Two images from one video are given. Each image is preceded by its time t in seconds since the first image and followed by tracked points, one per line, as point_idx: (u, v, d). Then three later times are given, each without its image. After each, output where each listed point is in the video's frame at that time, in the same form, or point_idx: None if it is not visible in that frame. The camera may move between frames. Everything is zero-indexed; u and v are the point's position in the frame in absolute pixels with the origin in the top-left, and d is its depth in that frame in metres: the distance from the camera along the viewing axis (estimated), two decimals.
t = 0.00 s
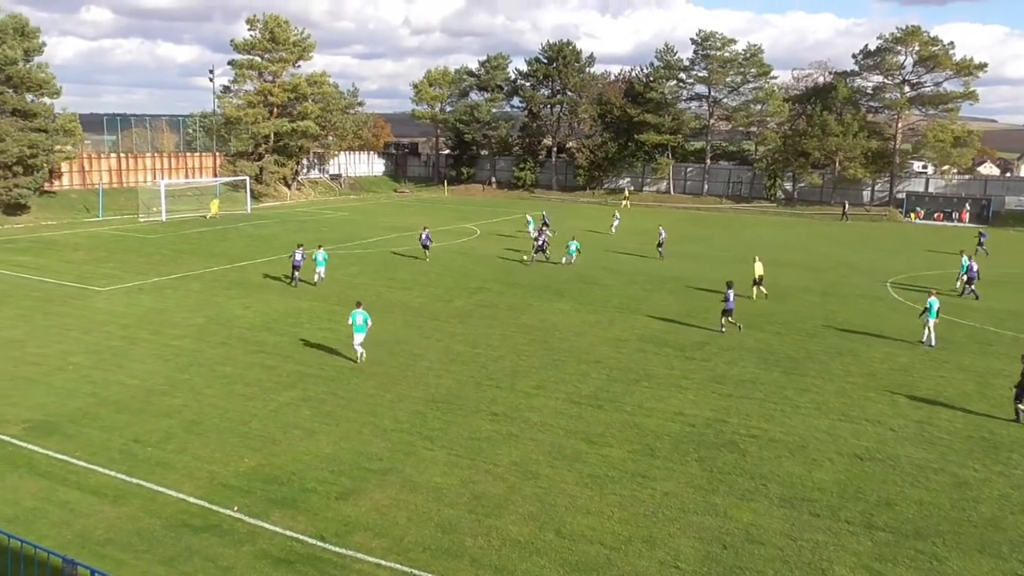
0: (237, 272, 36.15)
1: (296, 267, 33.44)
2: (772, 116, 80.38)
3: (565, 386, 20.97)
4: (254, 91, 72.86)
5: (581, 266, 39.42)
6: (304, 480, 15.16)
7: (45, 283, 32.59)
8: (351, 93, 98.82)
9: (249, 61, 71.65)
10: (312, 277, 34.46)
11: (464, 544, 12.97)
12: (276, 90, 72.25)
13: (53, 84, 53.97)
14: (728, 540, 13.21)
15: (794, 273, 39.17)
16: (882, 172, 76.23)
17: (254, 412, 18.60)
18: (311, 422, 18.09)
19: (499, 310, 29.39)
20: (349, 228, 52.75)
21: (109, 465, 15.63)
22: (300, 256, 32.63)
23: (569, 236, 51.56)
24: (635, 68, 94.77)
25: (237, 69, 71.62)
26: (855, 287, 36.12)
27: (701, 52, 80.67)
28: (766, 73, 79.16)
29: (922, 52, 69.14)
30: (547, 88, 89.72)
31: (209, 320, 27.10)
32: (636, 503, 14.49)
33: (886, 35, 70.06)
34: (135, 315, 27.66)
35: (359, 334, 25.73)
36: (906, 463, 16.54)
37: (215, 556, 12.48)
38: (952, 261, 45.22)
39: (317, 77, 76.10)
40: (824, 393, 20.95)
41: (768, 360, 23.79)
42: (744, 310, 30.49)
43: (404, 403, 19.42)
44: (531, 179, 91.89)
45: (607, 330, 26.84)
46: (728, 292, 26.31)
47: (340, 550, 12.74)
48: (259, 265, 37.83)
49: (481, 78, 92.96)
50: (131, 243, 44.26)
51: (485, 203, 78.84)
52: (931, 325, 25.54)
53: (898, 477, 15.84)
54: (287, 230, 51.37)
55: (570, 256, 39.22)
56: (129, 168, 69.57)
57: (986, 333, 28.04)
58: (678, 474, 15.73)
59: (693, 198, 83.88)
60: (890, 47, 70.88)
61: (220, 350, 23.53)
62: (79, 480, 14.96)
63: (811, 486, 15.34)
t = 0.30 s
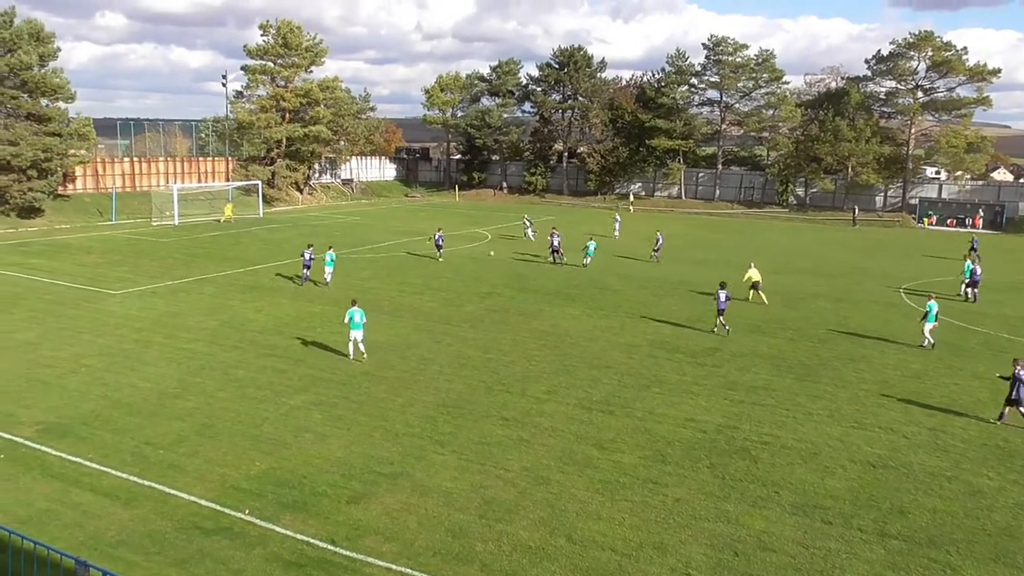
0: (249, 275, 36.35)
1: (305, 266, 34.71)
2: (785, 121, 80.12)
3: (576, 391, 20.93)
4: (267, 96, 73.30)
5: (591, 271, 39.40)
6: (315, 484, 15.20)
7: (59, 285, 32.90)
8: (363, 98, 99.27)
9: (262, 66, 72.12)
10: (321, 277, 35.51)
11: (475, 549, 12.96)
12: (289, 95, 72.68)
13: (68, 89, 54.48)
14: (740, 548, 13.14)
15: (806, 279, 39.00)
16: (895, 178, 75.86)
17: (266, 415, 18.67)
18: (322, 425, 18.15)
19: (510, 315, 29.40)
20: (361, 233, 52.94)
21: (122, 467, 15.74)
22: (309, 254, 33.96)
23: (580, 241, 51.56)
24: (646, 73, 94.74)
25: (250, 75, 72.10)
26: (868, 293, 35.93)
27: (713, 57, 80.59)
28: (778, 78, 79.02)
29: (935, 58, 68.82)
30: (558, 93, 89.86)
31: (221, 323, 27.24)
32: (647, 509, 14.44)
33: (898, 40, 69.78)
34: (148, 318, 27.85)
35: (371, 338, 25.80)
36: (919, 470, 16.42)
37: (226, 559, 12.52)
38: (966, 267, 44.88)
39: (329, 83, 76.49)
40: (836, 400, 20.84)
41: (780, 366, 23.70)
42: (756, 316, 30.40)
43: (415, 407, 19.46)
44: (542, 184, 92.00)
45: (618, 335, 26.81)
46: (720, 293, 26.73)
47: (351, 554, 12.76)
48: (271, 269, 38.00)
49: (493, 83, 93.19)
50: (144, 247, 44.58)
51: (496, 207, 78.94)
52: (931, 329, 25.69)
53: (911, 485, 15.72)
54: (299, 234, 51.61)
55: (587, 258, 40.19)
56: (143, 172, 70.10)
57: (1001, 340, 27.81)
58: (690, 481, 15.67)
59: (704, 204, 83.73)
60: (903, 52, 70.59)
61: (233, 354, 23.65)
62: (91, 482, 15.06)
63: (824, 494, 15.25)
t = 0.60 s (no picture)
0: (266, 280, 36.58)
1: (324, 267, 36.41)
2: (802, 126, 79.64)
3: (592, 397, 20.85)
4: (284, 102, 73.93)
5: (608, 277, 39.33)
6: (331, 488, 15.23)
7: (78, 289, 33.25)
8: (380, 104, 99.78)
9: (280, 73, 72.75)
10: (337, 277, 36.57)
11: (490, 555, 12.93)
12: (306, 101, 73.25)
13: (88, 95, 55.11)
14: (757, 556, 13.01)
15: (824, 285, 38.66)
16: (914, 184, 75.19)
17: (282, 419, 18.76)
18: (338, 430, 18.17)
19: (526, 320, 29.37)
20: (378, 238, 53.18)
21: (140, 470, 15.85)
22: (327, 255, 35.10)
23: (596, 246, 51.49)
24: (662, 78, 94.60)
25: (268, 81, 72.73)
26: (887, 300, 35.60)
27: (729, 62, 80.33)
28: (795, 82, 78.61)
29: (954, 62, 68.23)
30: (574, 98, 89.94)
31: (239, 328, 27.42)
32: (663, 517, 14.35)
33: (917, 44, 69.25)
34: (166, 322, 28.07)
35: (387, 343, 25.87)
36: (938, 479, 16.21)
37: (242, 562, 12.57)
38: (987, 274, 44.38)
39: (346, 88, 77.01)
40: (855, 407, 20.64)
41: (797, 373, 23.51)
42: (773, 322, 30.20)
43: (431, 412, 19.46)
44: (558, 190, 92.04)
45: (635, 341, 26.71)
46: (721, 294, 27.22)
47: (366, 559, 12.76)
48: (288, 274, 38.22)
49: (509, 89, 93.38)
50: (163, 251, 45.04)
51: (512, 213, 79.01)
52: (937, 333, 26.02)
53: (931, 494, 15.51)
54: (316, 239, 51.91)
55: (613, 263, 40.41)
56: (162, 177, 70.78)
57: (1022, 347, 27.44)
58: (706, 488, 15.55)
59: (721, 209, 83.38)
60: (922, 56, 70.02)
61: (250, 358, 23.79)
62: (110, 484, 15.18)
63: (842, 502, 15.09)
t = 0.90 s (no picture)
0: (286, 284, 36.80)
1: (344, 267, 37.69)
2: (823, 129, 78.94)
3: (611, 402, 20.72)
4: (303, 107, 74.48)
5: (626, 280, 39.19)
6: (350, 491, 15.26)
7: (101, 294, 33.63)
8: (398, 109, 100.21)
9: (299, 78, 73.29)
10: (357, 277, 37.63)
11: (508, 560, 12.87)
12: (325, 106, 73.74)
13: (110, 103, 55.86)
14: (778, 563, 12.86)
15: (846, 289, 38.27)
16: (937, 186, 74.32)
17: (302, 423, 18.83)
18: (357, 434, 18.22)
19: (545, 325, 29.31)
20: (397, 242, 53.37)
21: (161, 473, 15.97)
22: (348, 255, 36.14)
23: (614, 250, 51.33)
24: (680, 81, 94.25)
25: (287, 87, 73.30)
26: (911, 304, 35.16)
27: (749, 64, 79.86)
28: (815, 85, 78.07)
29: (977, 63, 67.39)
30: (592, 101, 89.85)
31: (259, 332, 27.58)
32: (683, 522, 14.23)
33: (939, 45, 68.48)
34: (187, 326, 28.31)
35: (406, 347, 25.93)
36: (963, 486, 15.95)
37: (262, 565, 12.61)
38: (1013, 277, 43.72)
39: (365, 94, 77.42)
40: (878, 413, 20.37)
41: (819, 378, 23.25)
42: (794, 326, 29.92)
43: (449, 416, 19.45)
44: (576, 194, 91.95)
45: (654, 346, 26.55)
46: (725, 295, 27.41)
47: (385, 562, 12.76)
48: (308, 278, 38.43)
49: (527, 92, 93.42)
50: (184, 256, 45.46)
51: (530, 217, 78.95)
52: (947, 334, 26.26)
53: (956, 501, 15.26)
54: (335, 244, 52.18)
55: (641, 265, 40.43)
56: (183, 183, 71.51)
57: None
58: (726, 494, 15.41)
59: (741, 213, 82.89)
60: (944, 58, 69.23)
61: (270, 362, 23.92)
62: (131, 487, 15.30)
63: (864, 509, 14.88)
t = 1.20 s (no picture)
0: (311, 290, 37.10)
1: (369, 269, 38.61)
2: (849, 131, 78.03)
3: (636, 408, 20.59)
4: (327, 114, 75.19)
5: (650, 285, 39.02)
6: (374, 496, 15.31)
7: (130, 300, 34.11)
8: (421, 115, 100.75)
9: (323, 86, 74.00)
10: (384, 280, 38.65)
11: (532, 566, 12.82)
12: (348, 113, 74.30)
13: (138, 111, 56.70)
14: (805, 571, 12.68)
15: (873, 294, 37.77)
16: (966, 189, 73.18)
17: (327, 428, 18.92)
18: (381, 438, 18.27)
19: (568, 330, 29.26)
20: (420, 247, 53.63)
21: (188, 477, 16.13)
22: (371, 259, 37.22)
23: (637, 255, 51.15)
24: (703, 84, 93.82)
25: (312, 94, 74.03)
26: (941, 308, 34.60)
27: (773, 67, 79.29)
28: (841, 87, 77.43)
29: (1006, 63, 66.32)
30: (615, 106, 89.77)
31: (284, 337, 27.82)
32: (709, 529, 14.09)
33: (967, 46, 67.51)
34: (213, 332, 28.61)
35: (429, 352, 26.02)
36: (995, 494, 15.63)
37: (287, 569, 12.68)
38: None
39: (388, 100, 77.97)
40: (907, 419, 20.05)
41: (846, 384, 22.93)
42: (820, 331, 29.56)
43: (473, 421, 19.44)
44: (599, 198, 91.81)
45: (678, 351, 26.38)
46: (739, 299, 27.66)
47: (408, 567, 12.77)
48: (332, 284, 38.72)
49: (549, 97, 93.51)
50: (210, 262, 45.98)
51: (553, 221, 78.87)
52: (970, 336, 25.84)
53: (989, 510, 14.95)
54: (359, 249, 52.53)
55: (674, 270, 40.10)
56: (209, 190, 72.46)
57: None
58: (752, 501, 15.23)
59: (767, 217, 82.21)
60: (973, 58, 68.21)
61: (295, 367, 24.11)
62: (159, 491, 15.47)
63: (894, 516, 14.64)
